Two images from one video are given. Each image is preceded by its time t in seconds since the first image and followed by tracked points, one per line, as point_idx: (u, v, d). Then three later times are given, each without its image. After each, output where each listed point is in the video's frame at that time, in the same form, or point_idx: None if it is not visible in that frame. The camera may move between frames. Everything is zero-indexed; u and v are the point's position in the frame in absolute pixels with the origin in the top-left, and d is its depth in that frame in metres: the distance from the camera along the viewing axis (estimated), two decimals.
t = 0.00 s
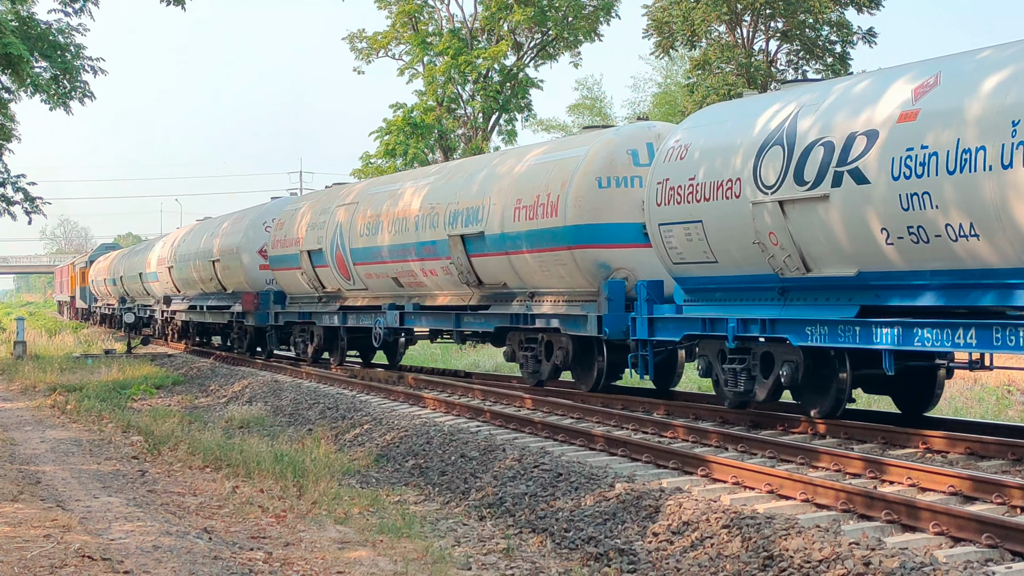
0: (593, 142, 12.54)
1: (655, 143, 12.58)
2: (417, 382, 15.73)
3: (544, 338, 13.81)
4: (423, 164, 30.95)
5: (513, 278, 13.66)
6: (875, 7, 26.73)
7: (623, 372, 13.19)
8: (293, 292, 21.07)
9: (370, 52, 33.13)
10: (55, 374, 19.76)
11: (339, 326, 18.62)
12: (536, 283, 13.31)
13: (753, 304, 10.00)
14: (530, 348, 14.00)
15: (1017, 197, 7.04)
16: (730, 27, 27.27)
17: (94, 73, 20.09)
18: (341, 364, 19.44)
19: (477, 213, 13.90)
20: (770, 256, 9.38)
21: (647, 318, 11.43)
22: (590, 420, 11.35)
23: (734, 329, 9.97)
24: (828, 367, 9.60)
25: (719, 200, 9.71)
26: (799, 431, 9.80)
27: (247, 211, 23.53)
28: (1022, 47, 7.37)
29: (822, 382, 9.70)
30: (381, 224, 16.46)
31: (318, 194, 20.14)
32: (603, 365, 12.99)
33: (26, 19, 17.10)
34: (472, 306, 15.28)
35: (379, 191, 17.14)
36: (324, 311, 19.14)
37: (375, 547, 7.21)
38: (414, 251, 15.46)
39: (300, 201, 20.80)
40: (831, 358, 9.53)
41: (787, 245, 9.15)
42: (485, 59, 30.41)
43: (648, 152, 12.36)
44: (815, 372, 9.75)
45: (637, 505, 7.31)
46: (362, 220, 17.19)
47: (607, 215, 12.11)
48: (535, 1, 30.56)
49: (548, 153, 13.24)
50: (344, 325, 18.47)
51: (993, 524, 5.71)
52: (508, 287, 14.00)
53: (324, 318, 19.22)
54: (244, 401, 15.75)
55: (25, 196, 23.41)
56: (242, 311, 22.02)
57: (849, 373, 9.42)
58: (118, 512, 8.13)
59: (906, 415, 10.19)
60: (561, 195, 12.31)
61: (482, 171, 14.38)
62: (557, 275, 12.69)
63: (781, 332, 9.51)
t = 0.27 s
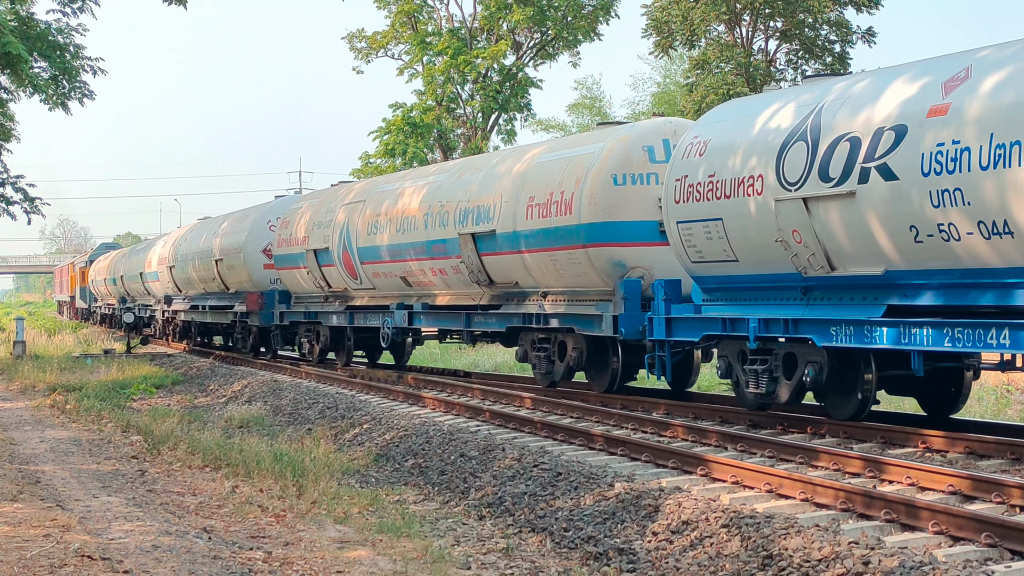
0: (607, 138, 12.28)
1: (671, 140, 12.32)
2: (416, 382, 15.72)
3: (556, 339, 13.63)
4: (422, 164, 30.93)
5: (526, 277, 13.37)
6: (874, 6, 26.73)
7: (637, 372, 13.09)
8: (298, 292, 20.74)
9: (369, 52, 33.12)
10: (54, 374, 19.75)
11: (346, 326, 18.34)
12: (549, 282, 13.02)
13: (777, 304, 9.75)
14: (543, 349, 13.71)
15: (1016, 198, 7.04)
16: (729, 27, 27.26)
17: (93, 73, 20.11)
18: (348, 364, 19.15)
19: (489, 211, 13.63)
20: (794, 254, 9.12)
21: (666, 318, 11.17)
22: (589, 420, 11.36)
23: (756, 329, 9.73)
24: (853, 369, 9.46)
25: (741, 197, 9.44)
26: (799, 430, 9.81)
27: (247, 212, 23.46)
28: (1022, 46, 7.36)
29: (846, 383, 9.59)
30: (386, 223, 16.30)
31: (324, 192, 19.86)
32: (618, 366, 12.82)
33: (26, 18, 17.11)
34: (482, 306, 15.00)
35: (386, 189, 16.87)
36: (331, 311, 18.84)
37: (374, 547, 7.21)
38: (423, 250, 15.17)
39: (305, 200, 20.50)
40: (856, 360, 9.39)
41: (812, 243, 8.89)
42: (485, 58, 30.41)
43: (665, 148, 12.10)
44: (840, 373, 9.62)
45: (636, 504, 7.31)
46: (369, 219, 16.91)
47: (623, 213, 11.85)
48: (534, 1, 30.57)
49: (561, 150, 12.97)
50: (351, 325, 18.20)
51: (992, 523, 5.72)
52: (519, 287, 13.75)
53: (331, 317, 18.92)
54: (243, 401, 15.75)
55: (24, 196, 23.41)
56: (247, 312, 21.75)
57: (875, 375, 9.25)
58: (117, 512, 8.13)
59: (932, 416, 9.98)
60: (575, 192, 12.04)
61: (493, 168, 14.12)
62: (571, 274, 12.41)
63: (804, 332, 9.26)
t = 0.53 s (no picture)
0: (622, 135, 12.02)
1: (687, 137, 12.05)
2: (415, 382, 15.71)
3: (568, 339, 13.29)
4: (420, 164, 30.89)
5: (537, 277, 13.10)
6: (872, 6, 26.74)
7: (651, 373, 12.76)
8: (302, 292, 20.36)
9: (367, 53, 33.12)
10: (52, 374, 19.74)
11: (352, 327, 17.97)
12: (562, 282, 12.74)
13: (797, 304, 9.47)
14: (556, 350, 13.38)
15: (1016, 199, 7.04)
16: (727, 27, 27.24)
17: (91, 74, 20.10)
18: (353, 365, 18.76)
19: (500, 209, 13.34)
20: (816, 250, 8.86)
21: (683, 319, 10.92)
22: (587, 420, 11.36)
23: (778, 329, 9.47)
24: (878, 372, 9.13)
25: (760, 194, 9.19)
26: (797, 430, 9.81)
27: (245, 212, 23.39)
28: (1021, 46, 7.36)
29: (869, 387, 9.25)
30: (393, 222, 15.98)
31: (329, 191, 19.57)
32: (633, 367, 12.52)
33: (24, 19, 17.09)
34: (492, 306, 14.72)
35: (393, 188, 16.58)
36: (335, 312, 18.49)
37: (372, 547, 7.21)
38: (431, 249, 14.86)
39: (310, 199, 20.18)
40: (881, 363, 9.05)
41: (837, 243, 8.61)
42: (482, 59, 30.40)
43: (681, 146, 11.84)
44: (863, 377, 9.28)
45: (635, 505, 7.31)
46: (376, 218, 16.61)
47: (638, 211, 11.58)
48: (532, 2, 30.56)
49: (574, 148, 12.71)
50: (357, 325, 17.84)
51: (991, 524, 5.71)
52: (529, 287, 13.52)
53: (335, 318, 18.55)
54: (241, 401, 15.74)
55: (22, 197, 23.38)
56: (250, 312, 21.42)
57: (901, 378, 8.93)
58: (115, 513, 8.12)
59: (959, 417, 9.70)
60: (589, 190, 11.78)
61: (504, 166, 13.84)
62: (585, 274, 12.14)
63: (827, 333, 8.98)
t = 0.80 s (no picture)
0: (638, 133, 11.76)
1: (705, 134, 11.77)
2: (413, 383, 15.71)
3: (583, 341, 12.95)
4: (419, 165, 30.88)
5: (550, 277, 12.82)
6: (870, 7, 26.78)
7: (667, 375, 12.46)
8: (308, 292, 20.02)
9: (365, 54, 33.13)
10: (50, 375, 19.73)
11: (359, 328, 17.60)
12: (576, 282, 12.46)
13: (822, 304, 9.20)
14: (569, 352, 13.03)
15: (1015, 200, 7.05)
16: (725, 28, 27.26)
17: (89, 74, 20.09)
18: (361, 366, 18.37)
19: (513, 209, 13.10)
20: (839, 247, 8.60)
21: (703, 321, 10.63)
22: (585, 420, 11.37)
23: (801, 330, 9.17)
24: (906, 374, 8.79)
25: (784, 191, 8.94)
26: (796, 431, 9.83)
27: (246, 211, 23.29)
28: (1020, 47, 7.36)
29: (899, 390, 8.90)
30: (401, 221, 15.71)
31: (335, 190, 19.30)
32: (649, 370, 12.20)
33: (22, 20, 17.08)
34: (504, 307, 14.45)
35: (401, 187, 16.31)
36: (341, 313, 18.11)
37: (371, 548, 7.21)
38: (441, 249, 14.61)
39: (316, 198, 19.91)
40: (909, 365, 8.72)
41: (865, 242, 8.37)
42: (481, 59, 30.42)
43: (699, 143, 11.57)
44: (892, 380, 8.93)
45: (633, 506, 7.31)
46: (384, 217, 16.32)
47: (655, 210, 11.31)
48: (531, 2, 30.57)
49: (588, 145, 12.46)
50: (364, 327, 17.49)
51: (990, 524, 5.72)
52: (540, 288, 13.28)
53: (342, 319, 18.16)
54: (239, 402, 15.73)
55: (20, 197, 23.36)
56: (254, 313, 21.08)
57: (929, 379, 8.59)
58: (114, 514, 8.12)
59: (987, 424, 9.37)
60: (605, 189, 11.55)
61: (516, 164, 13.57)
62: (600, 274, 11.88)
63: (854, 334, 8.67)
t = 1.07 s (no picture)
0: (655, 129, 11.55)
1: (725, 130, 11.57)
2: (413, 383, 15.71)
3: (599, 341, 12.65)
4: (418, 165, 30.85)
5: (564, 277, 12.59)
6: (869, 7, 26.78)
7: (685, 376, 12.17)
8: (314, 291, 19.69)
9: (365, 53, 33.13)
10: (49, 375, 19.72)
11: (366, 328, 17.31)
12: (590, 281, 12.22)
13: (850, 304, 8.87)
14: (584, 353, 12.81)
15: (1012, 199, 7.08)
16: (725, 28, 27.25)
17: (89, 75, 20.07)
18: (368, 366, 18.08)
19: (525, 206, 12.84)
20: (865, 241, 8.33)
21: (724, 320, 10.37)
22: (585, 420, 11.37)
23: (828, 331, 8.86)
24: (937, 376, 8.53)
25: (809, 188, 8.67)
26: (795, 431, 9.84)
27: (247, 211, 23.29)
28: (1019, 47, 7.37)
29: (929, 392, 8.66)
30: (409, 219, 15.44)
31: (341, 188, 19.05)
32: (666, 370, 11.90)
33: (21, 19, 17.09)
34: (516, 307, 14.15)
35: (408, 185, 16.04)
36: (350, 313, 17.76)
37: (371, 548, 7.20)
38: (451, 247, 14.34)
39: (322, 196, 19.65)
40: (940, 366, 8.45)
41: (895, 240, 8.09)
42: (480, 59, 30.41)
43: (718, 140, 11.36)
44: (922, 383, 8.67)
45: (633, 506, 7.31)
46: (391, 216, 16.05)
47: (673, 208, 11.12)
48: (530, 2, 30.56)
49: (604, 142, 12.23)
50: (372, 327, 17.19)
51: (989, 525, 5.72)
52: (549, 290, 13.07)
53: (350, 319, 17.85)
54: (238, 402, 15.72)
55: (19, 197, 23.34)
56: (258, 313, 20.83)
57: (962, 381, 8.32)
58: (113, 513, 8.11)
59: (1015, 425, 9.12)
60: (622, 187, 11.30)
61: (529, 161, 13.35)
62: (616, 274, 11.65)
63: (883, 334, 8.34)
